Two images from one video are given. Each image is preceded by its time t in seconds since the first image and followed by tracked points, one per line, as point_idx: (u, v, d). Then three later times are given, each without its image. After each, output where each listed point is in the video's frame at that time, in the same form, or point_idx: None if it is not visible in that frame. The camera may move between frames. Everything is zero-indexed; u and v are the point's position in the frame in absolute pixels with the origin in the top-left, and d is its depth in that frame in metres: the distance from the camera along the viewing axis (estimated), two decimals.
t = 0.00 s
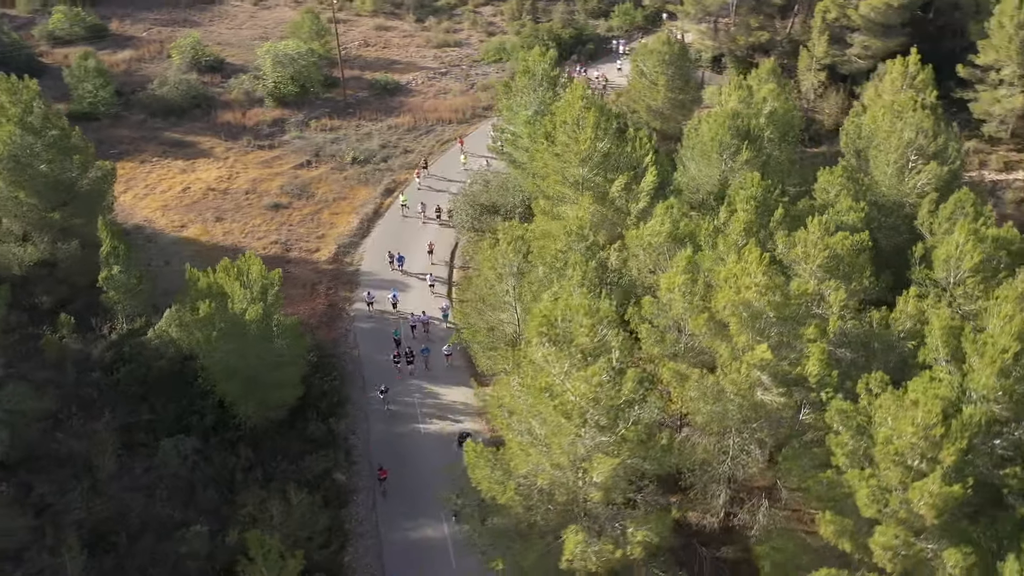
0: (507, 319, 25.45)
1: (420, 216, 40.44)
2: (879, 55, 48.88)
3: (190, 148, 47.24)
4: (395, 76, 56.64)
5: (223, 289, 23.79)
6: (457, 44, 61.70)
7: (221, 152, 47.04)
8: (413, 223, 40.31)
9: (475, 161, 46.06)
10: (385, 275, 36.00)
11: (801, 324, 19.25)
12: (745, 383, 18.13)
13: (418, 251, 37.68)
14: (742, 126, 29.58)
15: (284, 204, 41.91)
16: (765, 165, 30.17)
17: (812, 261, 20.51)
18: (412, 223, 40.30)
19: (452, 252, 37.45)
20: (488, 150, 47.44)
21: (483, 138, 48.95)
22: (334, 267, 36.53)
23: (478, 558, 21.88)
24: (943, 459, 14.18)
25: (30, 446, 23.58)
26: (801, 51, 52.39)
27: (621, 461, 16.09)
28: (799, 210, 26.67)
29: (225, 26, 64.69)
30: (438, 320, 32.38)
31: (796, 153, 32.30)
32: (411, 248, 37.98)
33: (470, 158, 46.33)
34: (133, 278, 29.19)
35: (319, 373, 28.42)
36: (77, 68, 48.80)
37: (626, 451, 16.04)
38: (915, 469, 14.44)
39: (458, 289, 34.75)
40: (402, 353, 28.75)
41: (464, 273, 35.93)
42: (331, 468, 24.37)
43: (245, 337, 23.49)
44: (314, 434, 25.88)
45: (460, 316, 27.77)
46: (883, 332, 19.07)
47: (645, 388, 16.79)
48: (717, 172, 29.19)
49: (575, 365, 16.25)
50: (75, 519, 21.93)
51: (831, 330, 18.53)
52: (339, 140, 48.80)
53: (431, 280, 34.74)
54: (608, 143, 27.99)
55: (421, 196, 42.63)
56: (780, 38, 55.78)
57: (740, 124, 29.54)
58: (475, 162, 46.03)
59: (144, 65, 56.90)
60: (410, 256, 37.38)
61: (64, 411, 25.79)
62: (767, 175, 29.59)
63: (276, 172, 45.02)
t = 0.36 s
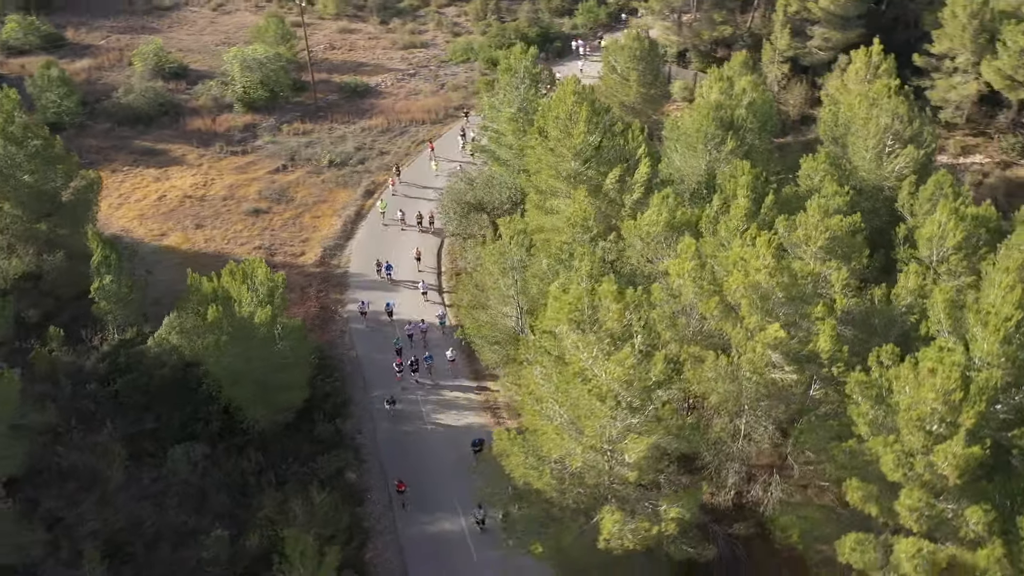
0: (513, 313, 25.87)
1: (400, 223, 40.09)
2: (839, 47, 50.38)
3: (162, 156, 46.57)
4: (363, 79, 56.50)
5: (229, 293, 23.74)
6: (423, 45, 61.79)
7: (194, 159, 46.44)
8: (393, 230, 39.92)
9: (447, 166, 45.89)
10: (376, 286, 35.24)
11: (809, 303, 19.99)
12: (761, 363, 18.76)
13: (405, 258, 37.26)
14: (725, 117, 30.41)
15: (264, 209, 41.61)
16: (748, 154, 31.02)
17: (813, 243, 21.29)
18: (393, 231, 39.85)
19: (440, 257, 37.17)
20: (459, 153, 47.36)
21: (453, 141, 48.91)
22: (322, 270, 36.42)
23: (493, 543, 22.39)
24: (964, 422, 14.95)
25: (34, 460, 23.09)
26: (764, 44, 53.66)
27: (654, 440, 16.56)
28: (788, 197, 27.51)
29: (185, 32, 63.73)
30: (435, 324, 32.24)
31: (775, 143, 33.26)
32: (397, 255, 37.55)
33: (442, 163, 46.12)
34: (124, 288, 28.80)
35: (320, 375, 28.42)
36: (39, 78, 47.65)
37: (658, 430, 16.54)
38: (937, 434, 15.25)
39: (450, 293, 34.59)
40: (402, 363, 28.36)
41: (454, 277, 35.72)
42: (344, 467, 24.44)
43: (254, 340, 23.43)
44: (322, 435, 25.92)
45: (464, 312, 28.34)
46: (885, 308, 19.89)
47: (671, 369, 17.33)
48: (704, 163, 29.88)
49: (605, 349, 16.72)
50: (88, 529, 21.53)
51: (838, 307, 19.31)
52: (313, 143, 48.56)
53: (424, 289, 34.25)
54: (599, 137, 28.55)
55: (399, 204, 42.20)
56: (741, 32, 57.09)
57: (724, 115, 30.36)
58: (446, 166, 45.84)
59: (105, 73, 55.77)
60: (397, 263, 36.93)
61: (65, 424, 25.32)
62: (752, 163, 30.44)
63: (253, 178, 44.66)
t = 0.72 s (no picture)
0: (515, 307, 26.68)
1: (382, 230, 39.73)
2: (797, 39, 51.90)
3: (131, 165, 45.76)
4: (330, 81, 56.27)
5: (237, 297, 23.98)
6: (387, 46, 61.76)
7: (164, 166, 45.75)
8: (374, 238, 39.44)
9: (419, 172, 45.56)
10: (365, 294, 34.58)
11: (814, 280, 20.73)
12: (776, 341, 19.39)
13: (392, 265, 36.90)
14: (706, 109, 31.25)
15: (242, 215, 41.27)
16: (729, 144, 31.92)
17: (810, 224, 22.11)
18: (374, 238, 39.38)
19: (425, 262, 37.05)
20: (427, 158, 47.13)
21: (422, 145, 48.85)
22: (308, 272, 36.31)
23: (517, 549, 22.16)
24: (974, 385, 15.85)
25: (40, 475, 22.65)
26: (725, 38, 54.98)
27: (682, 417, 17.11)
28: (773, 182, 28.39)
29: (142, 39, 62.60)
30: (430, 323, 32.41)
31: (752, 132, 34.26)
32: (384, 262, 37.17)
33: (413, 169, 45.77)
34: (116, 298, 28.38)
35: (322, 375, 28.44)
36: None
37: (684, 407, 17.11)
38: (949, 398, 16.13)
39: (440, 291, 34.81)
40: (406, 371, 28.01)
41: (441, 277, 35.81)
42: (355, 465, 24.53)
43: (263, 341, 23.55)
44: (330, 434, 25.96)
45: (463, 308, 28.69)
46: (881, 284, 20.79)
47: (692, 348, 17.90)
48: (687, 153, 30.57)
49: (629, 332, 17.31)
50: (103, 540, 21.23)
51: (841, 284, 20.16)
52: (285, 147, 48.26)
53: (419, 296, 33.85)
54: (588, 131, 29.13)
55: (376, 211, 41.68)
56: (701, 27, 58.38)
57: (705, 107, 31.21)
58: (418, 172, 45.51)
59: (62, 83, 54.49)
60: (384, 270, 36.51)
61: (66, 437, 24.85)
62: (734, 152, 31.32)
63: (227, 184, 44.24)
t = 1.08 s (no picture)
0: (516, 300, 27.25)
1: (364, 238, 39.02)
2: (757, 32, 53.38)
3: (101, 174, 44.95)
4: (297, 84, 55.99)
5: (245, 300, 23.95)
6: (352, 48, 61.66)
7: (135, 175, 45.06)
8: (356, 247, 38.74)
9: (393, 179, 45.16)
10: (358, 306, 33.82)
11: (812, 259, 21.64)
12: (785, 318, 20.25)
13: (379, 272, 36.31)
14: (687, 101, 32.14)
15: (222, 221, 40.93)
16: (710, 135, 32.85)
17: (804, 206, 23.02)
18: (357, 247, 38.65)
19: (414, 269, 36.55)
20: (398, 164, 46.83)
21: (391, 150, 48.46)
22: (295, 275, 36.22)
23: (539, 546, 22.32)
24: (979, 349, 16.86)
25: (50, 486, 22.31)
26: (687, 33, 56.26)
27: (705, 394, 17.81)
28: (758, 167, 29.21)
29: (99, 47, 61.40)
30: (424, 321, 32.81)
31: (728, 122, 35.27)
32: (370, 269, 36.55)
33: (386, 176, 45.34)
34: (110, 307, 28.05)
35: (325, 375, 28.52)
36: None
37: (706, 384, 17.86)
38: (955, 362, 17.09)
39: (429, 289, 35.01)
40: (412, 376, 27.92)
41: (429, 275, 36.06)
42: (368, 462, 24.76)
43: (275, 343, 23.60)
44: (339, 433, 26.14)
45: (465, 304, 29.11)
46: (875, 260, 21.79)
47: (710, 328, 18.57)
48: (671, 144, 31.34)
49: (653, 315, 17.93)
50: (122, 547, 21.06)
51: (840, 263, 21.10)
52: (258, 152, 47.92)
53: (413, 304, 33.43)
54: (578, 125, 29.74)
55: (357, 220, 40.94)
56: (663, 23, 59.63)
57: (686, 99, 32.09)
58: (391, 179, 45.16)
59: (20, 93, 53.17)
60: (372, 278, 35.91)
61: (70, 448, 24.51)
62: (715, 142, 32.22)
63: (203, 190, 43.79)
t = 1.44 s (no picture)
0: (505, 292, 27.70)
1: (337, 248, 38.27)
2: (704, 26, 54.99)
3: (55, 188, 43.77)
4: (250, 90, 55.37)
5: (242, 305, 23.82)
6: (303, 53, 61.26)
7: (92, 188, 44.00)
8: (329, 257, 37.95)
9: (356, 188, 44.41)
10: (340, 314, 33.39)
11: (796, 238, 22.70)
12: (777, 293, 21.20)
13: (361, 282, 35.65)
14: (655, 92, 33.11)
15: (188, 230, 40.32)
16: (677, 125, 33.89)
17: (784, 187, 24.11)
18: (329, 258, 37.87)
19: (396, 277, 36.10)
20: (359, 172, 46.22)
21: (349, 158, 47.80)
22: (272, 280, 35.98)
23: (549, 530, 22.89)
24: (965, 312, 18.04)
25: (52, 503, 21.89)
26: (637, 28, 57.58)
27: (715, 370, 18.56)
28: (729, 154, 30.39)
29: (38, 58, 59.62)
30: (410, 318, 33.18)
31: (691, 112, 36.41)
32: (351, 279, 35.87)
33: (349, 185, 44.60)
34: (91, 320, 27.54)
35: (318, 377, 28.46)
36: None
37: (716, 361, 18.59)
38: (943, 325, 18.27)
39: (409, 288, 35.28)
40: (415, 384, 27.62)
41: (406, 274, 36.30)
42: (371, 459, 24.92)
43: (275, 346, 23.55)
44: (338, 433, 26.21)
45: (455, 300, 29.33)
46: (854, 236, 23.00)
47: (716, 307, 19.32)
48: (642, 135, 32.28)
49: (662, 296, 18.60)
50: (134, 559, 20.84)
51: (823, 239, 22.18)
52: (217, 160, 47.27)
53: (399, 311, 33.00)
54: (553, 119, 30.41)
55: (328, 229, 40.07)
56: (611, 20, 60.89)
57: (654, 90, 33.05)
58: (354, 188, 44.39)
59: None
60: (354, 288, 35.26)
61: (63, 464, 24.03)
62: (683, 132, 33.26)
63: (164, 200, 43.03)
